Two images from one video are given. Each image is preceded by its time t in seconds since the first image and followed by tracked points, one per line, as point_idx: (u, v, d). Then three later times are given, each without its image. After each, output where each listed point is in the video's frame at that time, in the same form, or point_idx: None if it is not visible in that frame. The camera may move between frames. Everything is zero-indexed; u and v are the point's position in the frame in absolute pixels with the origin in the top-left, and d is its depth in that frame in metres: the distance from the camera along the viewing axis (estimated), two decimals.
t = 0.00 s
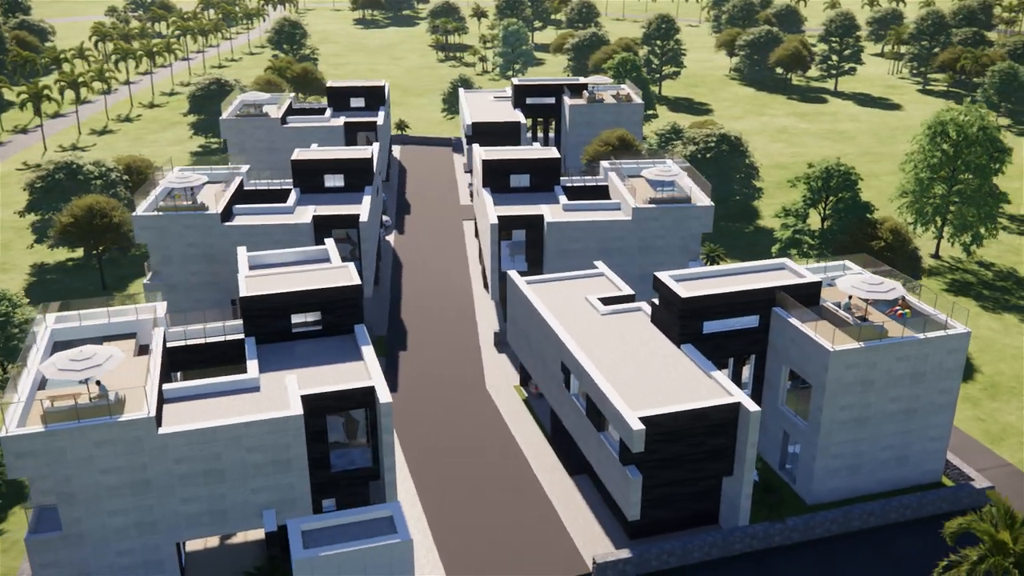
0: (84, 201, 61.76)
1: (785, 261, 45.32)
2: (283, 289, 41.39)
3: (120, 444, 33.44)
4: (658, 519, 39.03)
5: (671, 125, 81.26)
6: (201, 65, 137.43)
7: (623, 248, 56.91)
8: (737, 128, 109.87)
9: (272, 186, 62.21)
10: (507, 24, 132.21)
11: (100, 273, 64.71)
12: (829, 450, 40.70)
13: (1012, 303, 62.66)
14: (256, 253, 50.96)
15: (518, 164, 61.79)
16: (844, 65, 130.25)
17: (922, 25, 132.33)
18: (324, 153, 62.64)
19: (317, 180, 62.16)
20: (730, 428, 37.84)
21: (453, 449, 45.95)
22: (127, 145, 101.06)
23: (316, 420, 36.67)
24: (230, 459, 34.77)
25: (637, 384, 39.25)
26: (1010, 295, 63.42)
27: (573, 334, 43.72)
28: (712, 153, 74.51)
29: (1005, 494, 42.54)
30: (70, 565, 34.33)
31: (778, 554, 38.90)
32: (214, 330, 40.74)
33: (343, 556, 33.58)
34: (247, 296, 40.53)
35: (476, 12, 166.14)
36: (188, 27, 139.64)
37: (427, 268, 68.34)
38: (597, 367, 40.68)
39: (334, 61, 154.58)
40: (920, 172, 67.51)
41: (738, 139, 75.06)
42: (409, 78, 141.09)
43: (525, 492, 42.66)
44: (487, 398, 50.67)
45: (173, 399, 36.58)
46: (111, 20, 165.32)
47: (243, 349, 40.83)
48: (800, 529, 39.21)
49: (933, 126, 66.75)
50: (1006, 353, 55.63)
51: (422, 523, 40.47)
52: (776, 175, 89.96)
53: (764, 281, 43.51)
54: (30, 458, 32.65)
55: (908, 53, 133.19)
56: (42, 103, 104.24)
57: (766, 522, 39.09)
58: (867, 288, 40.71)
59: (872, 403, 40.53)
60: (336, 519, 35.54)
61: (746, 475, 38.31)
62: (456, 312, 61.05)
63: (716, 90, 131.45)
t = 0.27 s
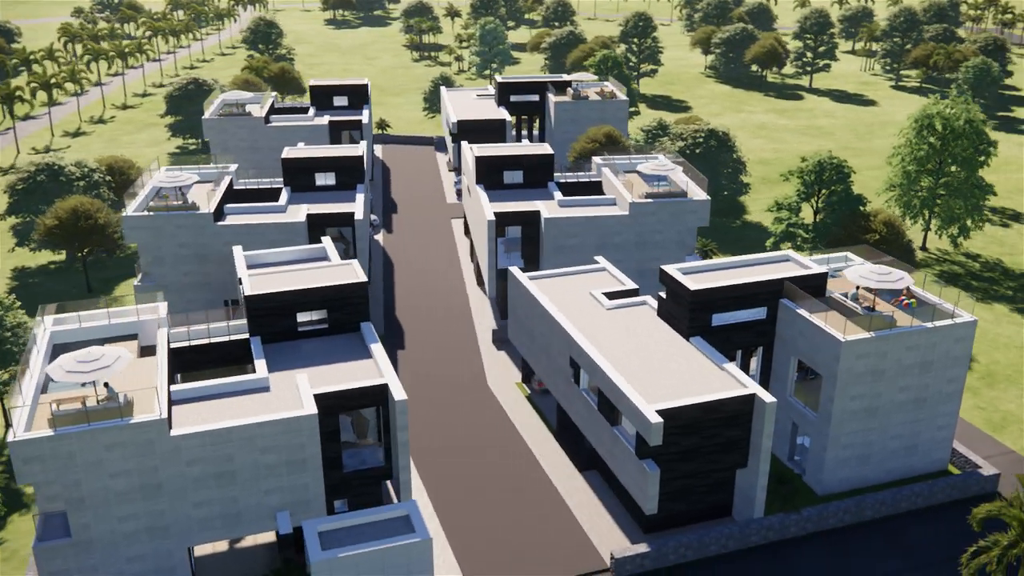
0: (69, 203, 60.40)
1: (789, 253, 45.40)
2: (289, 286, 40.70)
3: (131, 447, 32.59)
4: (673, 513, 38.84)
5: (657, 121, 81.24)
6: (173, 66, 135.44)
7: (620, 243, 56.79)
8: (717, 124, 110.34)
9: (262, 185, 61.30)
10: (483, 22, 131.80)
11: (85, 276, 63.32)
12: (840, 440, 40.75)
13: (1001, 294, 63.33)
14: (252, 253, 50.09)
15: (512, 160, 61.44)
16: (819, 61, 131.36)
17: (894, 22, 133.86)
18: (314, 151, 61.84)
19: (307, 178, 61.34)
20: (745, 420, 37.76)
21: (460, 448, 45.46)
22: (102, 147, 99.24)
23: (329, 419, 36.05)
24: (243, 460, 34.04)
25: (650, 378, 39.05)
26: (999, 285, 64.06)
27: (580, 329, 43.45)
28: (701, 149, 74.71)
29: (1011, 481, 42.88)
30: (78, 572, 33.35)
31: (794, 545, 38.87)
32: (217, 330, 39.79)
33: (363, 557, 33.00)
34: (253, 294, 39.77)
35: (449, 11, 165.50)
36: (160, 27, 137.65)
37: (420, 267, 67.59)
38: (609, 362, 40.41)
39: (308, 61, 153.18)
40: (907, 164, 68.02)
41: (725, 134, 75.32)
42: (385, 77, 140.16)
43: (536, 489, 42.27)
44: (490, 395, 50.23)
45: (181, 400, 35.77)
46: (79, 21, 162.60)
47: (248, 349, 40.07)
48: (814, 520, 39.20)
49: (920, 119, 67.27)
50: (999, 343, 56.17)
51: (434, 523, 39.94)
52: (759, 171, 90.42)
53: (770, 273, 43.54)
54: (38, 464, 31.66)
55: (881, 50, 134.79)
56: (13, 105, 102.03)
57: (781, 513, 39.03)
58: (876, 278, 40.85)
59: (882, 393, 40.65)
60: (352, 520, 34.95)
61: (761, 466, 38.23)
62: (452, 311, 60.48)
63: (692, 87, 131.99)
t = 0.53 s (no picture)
0: (52, 203, 59.00)
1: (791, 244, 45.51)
2: (294, 284, 40.03)
3: (144, 449, 31.80)
4: (688, 506, 38.72)
5: (643, 117, 81.21)
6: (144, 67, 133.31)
7: (617, 238, 56.67)
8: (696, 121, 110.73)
9: (252, 184, 60.38)
10: (459, 21, 131.27)
11: (69, 278, 61.90)
12: (850, 430, 40.87)
13: (989, 284, 64.02)
14: (248, 251, 49.25)
15: (505, 156, 61.11)
16: (793, 58, 132.42)
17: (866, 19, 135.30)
18: (304, 149, 61.03)
19: (298, 176, 60.53)
20: (759, 411, 37.74)
21: (467, 445, 45.01)
22: (76, 148, 97.30)
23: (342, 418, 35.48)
24: (258, 460, 33.37)
25: (663, 371, 38.91)
26: (987, 275, 64.76)
27: (588, 323, 43.21)
28: (689, 144, 74.77)
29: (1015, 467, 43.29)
30: None
31: (808, 534, 38.90)
32: (222, 330, 39.03)
33: (383, 556, 32.50)
34: (258, 292, 39.06)
35: (422, 11, 164.74)
36: (129, 28, 135.46)
37: (413, 267, 66.77)
38: (620, 356, 40.19)
39: (280, 62, 151.56)
40: (893, 157, 68.55)
41: (712, 129, 75.50)
42: (360, 77, 139.04)
43: (548, 485, 41.92)
44: (492, 392, 49.82)
45: (191, 401, 35.04)
46: (45, 22, 159.67)
47: (254, 348, 39.38)
48: (827, 510, 39.27)
49: (906, 111, 67.82)
50: (992, 332, 56.77)
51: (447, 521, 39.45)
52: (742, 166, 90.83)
53: (775, 264, 43.62)
54: (49, 467, 30.79)
55: (854, 47, 136.39)
56: None
57: (794, 503, 39.03)
58: (881, 267, 41.10)
59: (890, 382, 40.84)
60: (370, 519, 34.41)
61: (775, 457, 38.22)
62: (447, 309, 59.93)
63: (669, 85, 132.43)
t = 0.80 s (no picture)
0: (35, 204, 57.58)
1: (794, 235, 45.60)
2: (300, 281, 39.33)
3: (157, 450, 30.96)
4: (702, 497, 38.60)
5: (627, 113, 81.15)
6: (113, 68, 131.17)
7: (612, 232, 56.52)
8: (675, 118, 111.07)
9: (241, 182, 59.41)
10: (434, 20, 130.66)
11: (53, 281, 60.47)
12: (859, 418, 40.99)
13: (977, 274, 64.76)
14: (244, 250, 48.36)
15: (497, 152, 60.75)
16: (767, 56, 133.41)
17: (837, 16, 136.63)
18: (293, 147, 60.17)
19: (288, 175, 59.67)
20: (772, 401, 37.71)
21: (473, 442, 44.58)
22: (48, 150, 95.28)
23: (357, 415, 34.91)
24: (273, 460, 32.66)
25: (675, 363, 38.77)
26: (974, 265, 65.49)
27: (594, 316, 42.97)
28: (676, 138, 74.82)
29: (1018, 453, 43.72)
30: None
31: (821, 523, 38.93)
32: (226, 329, 38.37)
33: (404, 554, 31.96)
34: (264, 289, 38.31)
35: (394, 10, 163.79)
36: (97, 28, 133.10)
37: (408, 267, 65.86)
38: (631, 348, 39.97)
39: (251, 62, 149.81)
40: (880, 150, 69.14)
41: (698, 124, 75.68)
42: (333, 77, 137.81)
43: (558, 481, 41.61)
44: (494, 388, 49.43)
45: (201, 401, 34.24)
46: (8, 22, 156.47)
47: (261, 346, 38.64)
48: (839, 498, 39.33)
49: (891, 105, 68.46)
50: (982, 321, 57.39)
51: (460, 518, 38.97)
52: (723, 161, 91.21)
53: (779, 255, 43.69)
54: (59, 471, 29.86)
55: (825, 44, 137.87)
56: None
57: (806, 492, 39.05)
58: (885, 255, 41.33)
59: (897, 370, 41.03)
60: (387, 518, 33.86)
61: (789, 446, 38.19)
62: (443, 307, 59.32)
63: (644, 82, 132.80)
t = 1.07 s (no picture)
0: (17, 204, 56.09)
1: (795, 225, 45.77)
2: (305, 277, 38.65)
3: (173, 450, 30.20)
4: (715, 488, 38.52)
5: (611, 109, 81.11)
6: (80, 69, 128.74)
7: (608, 226, 56.39)
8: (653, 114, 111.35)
9: (229, 181, 58.43)
10: (409, 19, 129.86)
11: (36, 283, 58.97)
12: (867, 406, 41.18)
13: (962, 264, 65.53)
14: (239, 248, 47.52)
15: (489, 148, 60.39)
16: (740, 53, 134.28)
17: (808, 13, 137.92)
18: (282, 144, 59.31)
19: (277, 172, 58.81)
20: (785, 389, 37.74)
21: (478, 437, 44.16)
22: (18, 151, 93.11)
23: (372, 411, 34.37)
24: (290, 457, 32.05)
25: (686, 353, 38.68)
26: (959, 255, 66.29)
27: (600, 309, 42.76)
28: (662, 133, 74.91)
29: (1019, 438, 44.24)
30: None
31: (833, 511, 39.03)
32: (232, 327, 37.75)
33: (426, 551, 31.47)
34: (269, 285, 37.57)
35: (364, 10, 162.62)
36: (63, 28, 130.48)
37: (399, 266, 65.11)
38: (641, 339, 39.81)
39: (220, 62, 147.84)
40: (865, 143, 69.82)
41: (683, 119, 75.86)
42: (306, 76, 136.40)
43: (568, 475, 41.31)
44: (495, 384, 49.04)
45: (212, 399, 33.49)
46: None
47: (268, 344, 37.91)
48: (850, 486, 39.47)
49: (875, 98, 69.17)
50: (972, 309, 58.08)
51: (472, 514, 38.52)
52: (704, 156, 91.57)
53: (782, 245, 43.82)
54: (73, 472, 28.99)
55: (797, 41, 139.32)
56: None
57: (818, 480, 39.13)
58: (889, 243, 41.67)
59: (903, 357, 41.29)
60: (405, 515, 33.33)
61: (801, 435, 38.25)
62: (437, 304, 58.76)
63: (619, 80, 133.05)
